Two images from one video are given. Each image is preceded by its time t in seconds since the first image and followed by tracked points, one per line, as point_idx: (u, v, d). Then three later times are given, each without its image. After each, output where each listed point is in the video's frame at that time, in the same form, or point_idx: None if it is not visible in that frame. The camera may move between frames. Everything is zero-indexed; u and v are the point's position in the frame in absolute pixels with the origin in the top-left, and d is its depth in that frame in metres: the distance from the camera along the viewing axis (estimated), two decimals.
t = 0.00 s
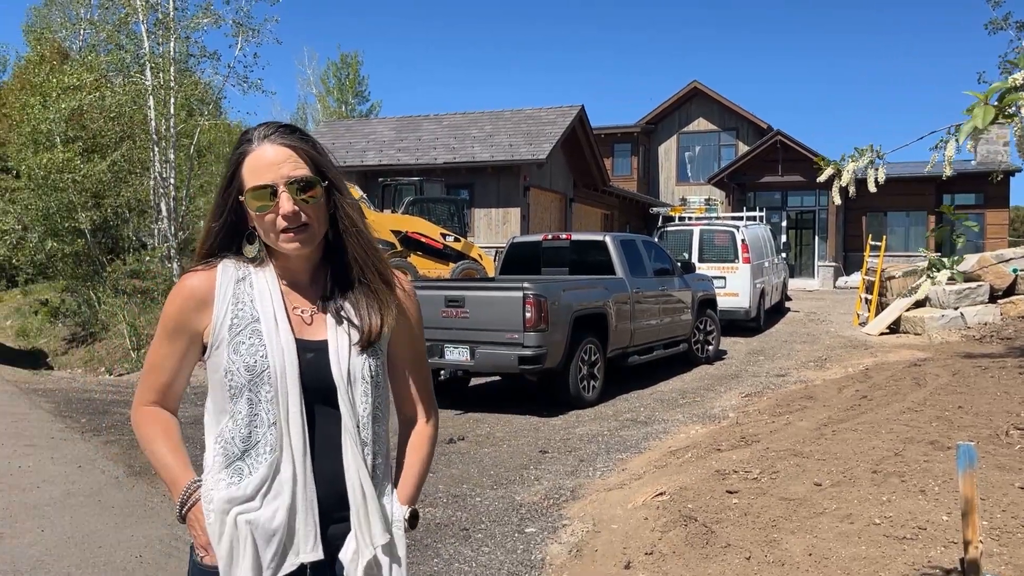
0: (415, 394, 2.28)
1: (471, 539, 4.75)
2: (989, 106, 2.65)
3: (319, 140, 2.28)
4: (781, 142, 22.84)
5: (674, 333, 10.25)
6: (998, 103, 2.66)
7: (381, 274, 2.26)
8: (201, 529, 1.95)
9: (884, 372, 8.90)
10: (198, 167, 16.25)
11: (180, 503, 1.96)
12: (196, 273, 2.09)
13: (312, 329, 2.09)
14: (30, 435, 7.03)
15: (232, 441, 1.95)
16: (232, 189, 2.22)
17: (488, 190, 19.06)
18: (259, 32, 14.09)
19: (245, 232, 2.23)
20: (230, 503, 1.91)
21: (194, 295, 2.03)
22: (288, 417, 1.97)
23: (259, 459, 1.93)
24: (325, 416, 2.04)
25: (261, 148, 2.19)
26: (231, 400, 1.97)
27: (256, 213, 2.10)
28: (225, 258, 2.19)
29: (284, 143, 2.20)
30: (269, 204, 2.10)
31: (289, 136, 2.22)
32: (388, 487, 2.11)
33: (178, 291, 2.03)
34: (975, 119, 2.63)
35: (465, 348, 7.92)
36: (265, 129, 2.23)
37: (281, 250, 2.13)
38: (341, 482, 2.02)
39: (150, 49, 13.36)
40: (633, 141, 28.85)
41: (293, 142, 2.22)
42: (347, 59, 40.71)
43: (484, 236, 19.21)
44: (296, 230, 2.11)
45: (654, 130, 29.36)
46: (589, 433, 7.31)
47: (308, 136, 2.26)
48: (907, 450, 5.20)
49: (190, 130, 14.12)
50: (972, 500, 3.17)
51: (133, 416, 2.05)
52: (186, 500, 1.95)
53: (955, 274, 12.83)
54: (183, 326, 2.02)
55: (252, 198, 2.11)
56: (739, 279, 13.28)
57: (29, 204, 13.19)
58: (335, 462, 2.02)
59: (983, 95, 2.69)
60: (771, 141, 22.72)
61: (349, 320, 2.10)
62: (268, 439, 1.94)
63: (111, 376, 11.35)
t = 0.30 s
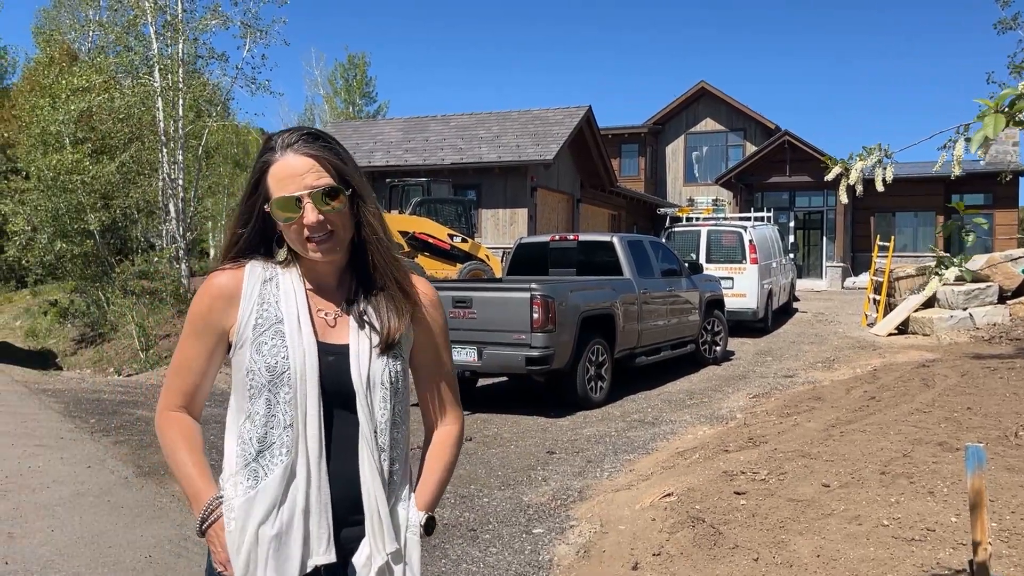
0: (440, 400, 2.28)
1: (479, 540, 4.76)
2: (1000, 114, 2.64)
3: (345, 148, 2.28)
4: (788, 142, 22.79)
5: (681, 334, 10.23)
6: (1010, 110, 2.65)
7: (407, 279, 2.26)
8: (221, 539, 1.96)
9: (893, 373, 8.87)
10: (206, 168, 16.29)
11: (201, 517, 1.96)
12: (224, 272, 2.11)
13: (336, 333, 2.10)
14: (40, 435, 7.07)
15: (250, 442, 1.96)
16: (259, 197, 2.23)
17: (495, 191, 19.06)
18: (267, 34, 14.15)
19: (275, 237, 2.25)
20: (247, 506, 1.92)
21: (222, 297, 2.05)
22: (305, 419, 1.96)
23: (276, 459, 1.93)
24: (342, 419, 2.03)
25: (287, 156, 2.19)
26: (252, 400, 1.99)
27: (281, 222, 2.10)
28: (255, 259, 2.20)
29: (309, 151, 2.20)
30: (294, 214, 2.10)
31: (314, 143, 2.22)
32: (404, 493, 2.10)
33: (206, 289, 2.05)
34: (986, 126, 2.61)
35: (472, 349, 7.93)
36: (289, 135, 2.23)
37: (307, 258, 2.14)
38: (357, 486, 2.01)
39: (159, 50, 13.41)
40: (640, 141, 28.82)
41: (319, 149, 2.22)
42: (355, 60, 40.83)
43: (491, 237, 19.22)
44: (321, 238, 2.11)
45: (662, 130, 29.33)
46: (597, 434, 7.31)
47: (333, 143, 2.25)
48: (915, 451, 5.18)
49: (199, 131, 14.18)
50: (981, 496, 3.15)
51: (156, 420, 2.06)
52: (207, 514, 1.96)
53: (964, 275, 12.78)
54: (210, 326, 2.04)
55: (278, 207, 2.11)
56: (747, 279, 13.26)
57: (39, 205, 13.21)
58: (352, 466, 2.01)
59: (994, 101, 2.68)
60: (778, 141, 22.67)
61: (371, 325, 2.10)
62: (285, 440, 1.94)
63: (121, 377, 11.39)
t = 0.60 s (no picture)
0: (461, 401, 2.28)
1: (482, 540, 4.76)
2: (1012, 115, 2.66)
3: (363, 146, 2.25)
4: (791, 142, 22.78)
5: (684, 335, 10.23)
6: (1021, 111, 2.67)
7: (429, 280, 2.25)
8: (238, 541, 1.94)
9: (895, 373, 8.88)
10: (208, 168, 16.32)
11: (219, 517, 1.95)
12: (252, 270, 2.11)
13: (362, 333, 2.10)
14: (44, 434, 7.09)
15: (273, 439, 1.96)
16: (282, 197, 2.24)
17: (498, 191, 19.06)
18: (270, 34, 14.17)
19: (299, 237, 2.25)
20: (268, 503, 1.91)
21: (250, 294, 2.06)
22: (330, 419, 1.97)
23: (298, 457, 1.93)
24: (366, 421, 2.04)
25: (306, 159, 2.19)
26: (277, 397, 1.99)
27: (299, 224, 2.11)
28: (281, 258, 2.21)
29: (326, 153, 2.19)
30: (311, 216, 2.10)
31: (332, 145, 2.21)
32: (421, 495, 2.11)
33: (234, 286, 2.05)
34: (1000, 129, 2.63)
35: (475, 349, 7.94)
36: (308, 138, 2.23)
37: (328, 259, 2.14)
38: (376, 488, 2.02)
39: (161, 51, 13.43)
40: (642, 141, 28.82)
41: (337, 150, 2.20)
42: (357, 60, 40.84)
43: (493, 237, 19.23)
44: (339, 241, 2.11)
45: (664, 130, 29.32)
46: (600, 434, 7.31)
47: (351, 143, 2.24)
48: (918, 452, 5.18)
49: (201, 131, 14.20)
50: (984, 493, 3.15)
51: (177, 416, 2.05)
52: (226, 514, 1.94)
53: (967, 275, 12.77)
54: (238, 322, 2.04)
55: (296, 209, 2.12)
56: (749, 279, 13.25)
57: (42, 205, 13.21)
58: (373, 467, 2.02)
59: (1006, 104, 2.69)
60: (781, 141, 22.65)
61: (394, 328, 2.11)
62: (308, 439, 1.94)
63: (123, 376, 11.40)
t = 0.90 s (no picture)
0: (470, 404, 2.29)
1: (482, 539, 4.77)
2: (1009, 106, 2.65)
3: (386, 144, 2.27)
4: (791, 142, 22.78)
5: (684, 335, 10.24)
6: (1019, 103, 2.67)
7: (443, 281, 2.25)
8: (245, 532, 1.97)
9: (895, 372, 8.89)
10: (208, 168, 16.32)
11: (226, 503, 1.98)
12: (266, 270, 2.12)
13: (375, 333, 2.10)
14: (44, 434, 7.10)
15: (285, 436, 1.97)
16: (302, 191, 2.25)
17: (498, 191, 19.05)
18: (271, 34, 14.19)
19: (317, 234, 2.26)
20: (276, 499, 1.92)
21: (264, 292, 2.06)
22: (342, 417, 1.97)
23: (309, 455, 1.94)
24: (378, 420, 2.04)
25: (328, 152, 2.21)
26: (290, 394, 1.99)
27: (318, 218, 2.12)
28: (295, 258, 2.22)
29: (350, 148, 2.20)
30: (330, 210, 2.12)
31: (356, 141, 2.22)
32: (431, 494, 2.12)
33: (249, 286, 2.05)
34: (997, 119, 2.63)
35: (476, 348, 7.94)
36: (331, 134, 2.25)
37: (345, 255, 2.15)
38: (387, 487, 2.02)
39: (162, 51, 13.43)
40: (642, 141, 28.82)
41: (360, 146, 2.22)
42: (357, 59, 40.83)
43: (493, 237, 19.24)
44: (357, 236, 2.12)
45: (664, 130, 29.33)
46: (600, 433, 7.31)
47: (374, 141, 2.25)
48: (918, 451, 5.19)
49: (201, 131, 14.21)
50: (984, 495, 3.16)
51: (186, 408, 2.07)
52: (232, 500, 1.98)
53: (967, 275, 12.77)
54: (251, 321, 2.04)
55: (316, 203, 2.13)
56: (749, 279, 13.25)
57: (42, 205, 13.19)
58: (384, 465, 2.02)
59: (1003, 96, 2.69)
60: (781, 141, 22.65)
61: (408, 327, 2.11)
62: (319, 436, 1.95)
63: (123, 377, 11.39)
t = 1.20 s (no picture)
0: (471, 403, 2.29)
1: (481, 539, 4.77)
2: (1004, 108, 2.64)
3: (391, 141, 2.30)
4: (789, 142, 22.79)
5: (683, 335, 10.25)
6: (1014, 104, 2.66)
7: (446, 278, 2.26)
8: (244, 528, 1.97)
9: (894, 372, 8.89)
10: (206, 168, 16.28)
11: (224, 494, 1.98)
12: (267, 269, 2.13)
13: (376, 329, 2.10)
14: (43, 433, 7.09)
15: (287, 433, 1.97)
16: (306, 187, 2.25)
17: (497, 191, 19.06)
18: (269, 33, 14.18)
19: (319, 229, 2.26)
20: (277, 496, 1.92)
21: (265, 290, 2.07)
22: (344, 413, 1.97)
23: (312, 451, 1.94)
24: (379, 416, 2.03)
25: (335, 147, 2.22)
26: (293, 391, 1.99)
27: (325, 210, 2.13)
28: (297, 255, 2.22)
29: (357, 142, 2.23)
30: (338, 202, 2.12)
31: (362, 136, 2.25)
32: (434, 490, 2.11)
33: (249, 284, 2.06)
34: (990, 120, 2.62)
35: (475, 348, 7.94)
36: (338, 129, 2.27)
37: (349, 249, 2.15)
38: (390, 484, 2.01)
39: (161, 50, 13.40)
40: (641, 141, 28.83)
41: (366, 141, 2.24)
42: (356, 59, 40.81)
43: (492, 237, 19.24)
44: (364, 227, 2.12)
45: (663, 130, 29.34)
46: (598, 433, 7.32)
47: (380, 137, 2.28)
48: (916, 451, 5.19)
49: (200, 131, 14.22)
50: (982, 497, 3.16)
51: (188, 405, 2.07)
52: (230, 492, 1.98)
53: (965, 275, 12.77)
54: (253, 318, 2.05)
55: (323, 195, 2.13)
56: (748, 279, 13.25)
57: (40, 204, 13.18)
58: (387, 463, 2.02)
59: (998, 96, 2.68)
60: (780, 141, 22.65)
61: (412, 322, 2.12)
62: (322, 432, 1.95)
63: (122, 377, 11.37)
